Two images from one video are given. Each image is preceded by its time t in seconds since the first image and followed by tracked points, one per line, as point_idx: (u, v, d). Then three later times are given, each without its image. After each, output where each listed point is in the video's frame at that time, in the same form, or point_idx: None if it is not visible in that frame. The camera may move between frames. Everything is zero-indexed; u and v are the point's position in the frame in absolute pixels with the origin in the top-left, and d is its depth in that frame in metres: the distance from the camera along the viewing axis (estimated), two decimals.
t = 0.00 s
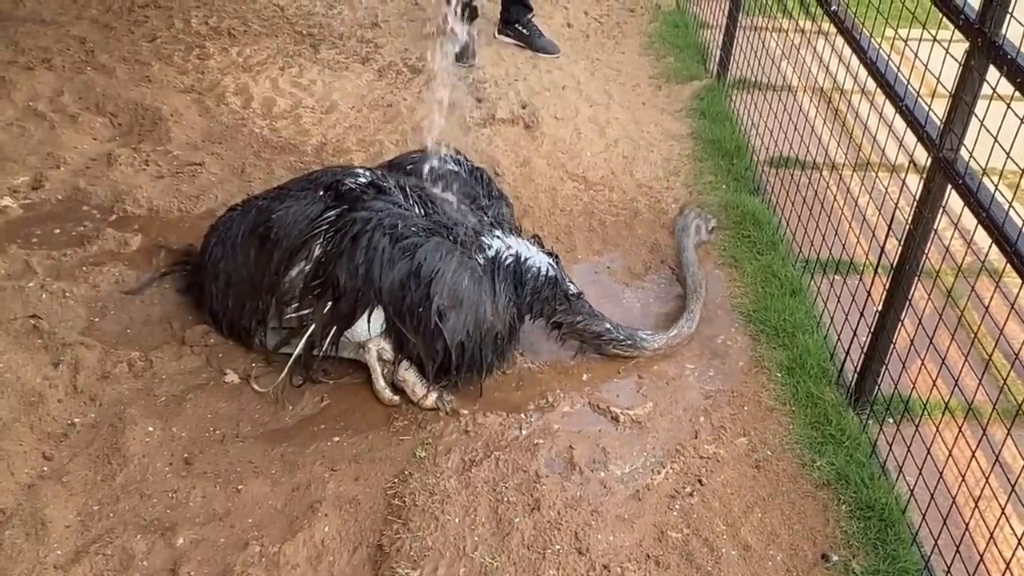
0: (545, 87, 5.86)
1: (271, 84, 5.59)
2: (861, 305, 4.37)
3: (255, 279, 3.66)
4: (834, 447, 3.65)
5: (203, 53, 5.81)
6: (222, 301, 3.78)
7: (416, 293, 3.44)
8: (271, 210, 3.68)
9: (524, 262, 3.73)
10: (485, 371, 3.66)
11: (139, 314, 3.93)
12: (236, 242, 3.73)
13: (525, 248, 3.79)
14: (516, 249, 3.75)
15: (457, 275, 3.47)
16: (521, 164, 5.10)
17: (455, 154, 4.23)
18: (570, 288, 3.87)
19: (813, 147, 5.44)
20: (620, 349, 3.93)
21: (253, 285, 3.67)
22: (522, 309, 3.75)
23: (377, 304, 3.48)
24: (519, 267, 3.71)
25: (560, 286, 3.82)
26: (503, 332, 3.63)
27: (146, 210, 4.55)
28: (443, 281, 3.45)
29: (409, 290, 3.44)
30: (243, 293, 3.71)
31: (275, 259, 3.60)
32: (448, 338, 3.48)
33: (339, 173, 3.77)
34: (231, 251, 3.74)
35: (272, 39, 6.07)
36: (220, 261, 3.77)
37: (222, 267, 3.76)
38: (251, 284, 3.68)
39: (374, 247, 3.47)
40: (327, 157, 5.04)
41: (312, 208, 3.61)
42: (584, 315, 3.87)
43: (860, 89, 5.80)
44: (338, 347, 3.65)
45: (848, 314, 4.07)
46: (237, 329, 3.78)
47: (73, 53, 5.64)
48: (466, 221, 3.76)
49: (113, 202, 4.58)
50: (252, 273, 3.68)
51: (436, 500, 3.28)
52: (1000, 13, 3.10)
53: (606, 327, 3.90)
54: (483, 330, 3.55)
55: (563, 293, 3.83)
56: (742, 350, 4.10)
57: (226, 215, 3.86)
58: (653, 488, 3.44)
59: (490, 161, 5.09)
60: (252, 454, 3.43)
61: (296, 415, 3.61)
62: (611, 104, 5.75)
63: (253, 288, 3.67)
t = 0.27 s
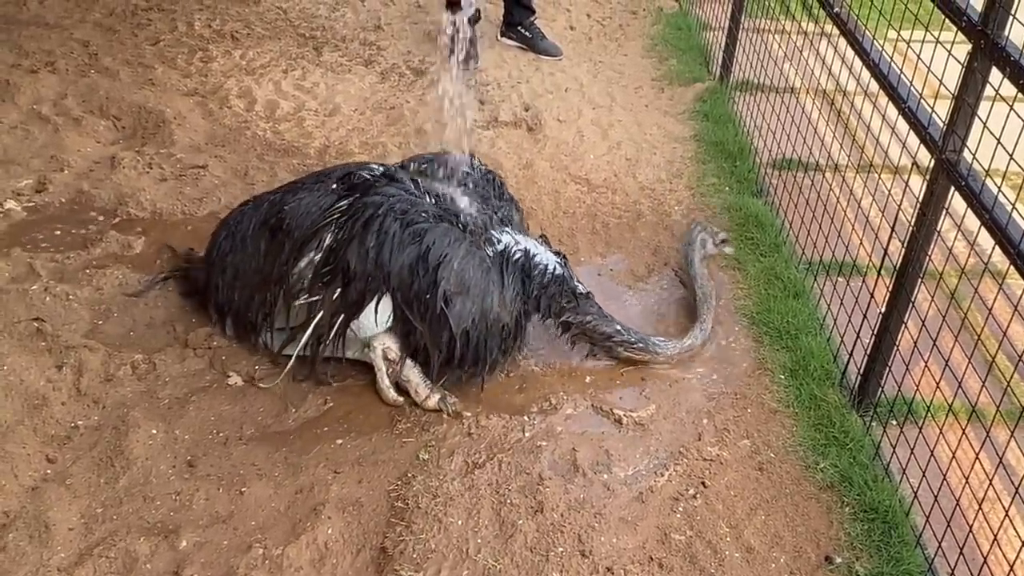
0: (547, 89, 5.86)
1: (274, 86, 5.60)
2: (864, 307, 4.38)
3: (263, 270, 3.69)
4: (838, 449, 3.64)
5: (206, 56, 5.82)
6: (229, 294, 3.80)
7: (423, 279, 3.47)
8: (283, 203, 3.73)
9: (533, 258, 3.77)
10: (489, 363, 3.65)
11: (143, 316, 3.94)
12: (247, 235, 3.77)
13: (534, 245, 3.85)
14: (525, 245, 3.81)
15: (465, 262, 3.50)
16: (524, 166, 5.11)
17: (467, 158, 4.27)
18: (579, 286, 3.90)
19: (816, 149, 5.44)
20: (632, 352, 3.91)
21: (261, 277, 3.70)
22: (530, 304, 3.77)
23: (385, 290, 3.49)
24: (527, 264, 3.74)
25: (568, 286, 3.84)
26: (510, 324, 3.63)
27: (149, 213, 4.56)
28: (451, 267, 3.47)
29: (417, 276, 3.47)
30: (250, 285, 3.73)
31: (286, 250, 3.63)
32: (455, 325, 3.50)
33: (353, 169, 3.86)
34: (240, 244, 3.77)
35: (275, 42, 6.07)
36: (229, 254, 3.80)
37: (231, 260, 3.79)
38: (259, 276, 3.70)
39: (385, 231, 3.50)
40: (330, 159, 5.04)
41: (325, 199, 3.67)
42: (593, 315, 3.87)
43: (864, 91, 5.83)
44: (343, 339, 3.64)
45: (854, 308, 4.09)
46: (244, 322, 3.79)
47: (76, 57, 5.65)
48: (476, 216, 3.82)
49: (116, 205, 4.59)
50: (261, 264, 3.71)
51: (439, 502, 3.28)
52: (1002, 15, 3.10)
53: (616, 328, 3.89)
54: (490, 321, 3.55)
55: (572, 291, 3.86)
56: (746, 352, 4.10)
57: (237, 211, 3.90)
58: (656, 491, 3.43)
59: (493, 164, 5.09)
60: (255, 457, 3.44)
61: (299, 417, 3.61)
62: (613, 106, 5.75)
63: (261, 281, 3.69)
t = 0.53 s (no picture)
0: (549, 92, 5.86)
1: (277, 90, 5.60)
2: (867, 309, 4.38)
3: (275, 254, 3.66)
4: (841, 452, 3.64)
5: (208, 60, 5.83)
6: (237, 281, 3.77)
7: (441, 259, 3.56)
8: (300, 189, 3.73)
9: (544, 255, 3.87)
10: (497, 346, 3.74)
11: (146, 321, 3.94)
12: (261, 221, 3.73)
13: (544, 245, 3.94)
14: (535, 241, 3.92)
15: (482, 241, 3.64)
16: (526, 169, 5.11)
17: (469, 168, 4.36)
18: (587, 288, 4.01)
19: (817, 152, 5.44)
20: (639, 357, 3.91)
21: (273, 261, 3.66)
22: (539, 299, 3.85)
23: (401, 268, 3.54)
24: (539, 259, 3.84)
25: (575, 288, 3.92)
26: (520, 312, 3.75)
27: (152, 217, 4.57)
28: (469, 244, 3.59)
29: (437, 255, 3.56)
30: (261, 271, 3.69)
31: (301, 231, 3.61)
32: (468, 305, 3.60)
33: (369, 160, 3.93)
34: (253, 232, 3.74)
35: (277, 45, 6.08)
36: (241, 241, 3.76)
37: (243, 247, 3.74)
38: (271, 261, 3.67)
39: (406, 209, 3.58)
40: (333, 162, 5.05)
41: (345, 184, 3.68)
42: (599, 318, 3.92)
43: (865, 93, 5.86)
44: (350, 320, 3.60)
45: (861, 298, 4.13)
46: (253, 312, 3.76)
47: (79, 61, 5.66)
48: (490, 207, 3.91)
49: (119, 209, 4.60)
50: (273, 250, 3.67)
51: (443, 506, 3.28)
52: (1005, 16, 3.10)
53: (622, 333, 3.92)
54: (500, 305, 3.67)
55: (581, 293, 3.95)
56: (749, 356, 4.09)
57: (250, 202, 3.85)
58: (659, 494, 3.43)
59: (495, 167, 5.09)
60: (259, 460, 3.44)
61: (302, 421, 3.61)
62: (616, 109, 5.75)
63: (273, 266, 3.66)
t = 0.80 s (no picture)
0: (549, 94, 5.86)
1: (277, 93, 5.61)
2: (868, 311, 4.38)
3: (281, 255, 3.67)
4: (843, 452, 3.64)
5: (209, 63, 5.84)
6: (243, 283, 3.78)
7: (449, 256, 3.56)
8: (306, 189, 3.74)
9: (546, 259, 3.92)
10: (500, 345, 3.73)
11: (147, 324, 3.94)
12: (266, 223, 3.75)
13: (547, 250, 3.96)
14: (538, 245, 3.94)
15: (490, 238, 3.63)
16: (526, 172, 5.11)
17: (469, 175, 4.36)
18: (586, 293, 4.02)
19: (818, 152, 5.44)
20: (637, 360, 3.94)
21: (280, 261, 3.67)
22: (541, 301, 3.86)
23: (410, 265, 3.54)
24: (540, 262, 3.88)
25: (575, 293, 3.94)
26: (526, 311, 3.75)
27: (153, 221, 4.57)
28: (476, 240, 3.59)
29: (445, 252, 3.55)
30: (267, 272, 3.70)
31: (307, 230, 3.62)
32: (474, 302, 3.59)
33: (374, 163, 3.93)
34: (260, 233, 3.75)
35: (277, 48, 6.09)
36: (247, 243, 3.77)
37: (249, 249, 3.75)
38: (277, 260, 3.68)
39: (413, 208, 3.58)
40: (333, 166, 5.05)
41: (351, 184, 3.70)
42: (596, 325, 3.93)
43: (866, 94, 5.87)
44: (356, 318, 3.61)
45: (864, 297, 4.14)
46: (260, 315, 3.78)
47: (80, 65, 5.66)
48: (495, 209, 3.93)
49: (120, 212, 4.60)
50: (279, 250, 3.68)
51: (445, 508, 3.28)
52: (1005, 17, 3.10)
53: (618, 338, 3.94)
54: (506, 302, 3.66)
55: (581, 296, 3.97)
56: (751, 357, 4.09)
57: (256, 204, 3.86)
58: (661, 496, 3.43)
59: (496, 169, 5.10)
60: (261, 464, 3.44)
61: (304, 423, 3.62)
62: (616, 111, 5.76)
63: (279, 266, 3.67)
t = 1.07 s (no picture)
0: (548, 95, 5.87)
1: (276, 95, 5.61)
2: (867, 310, 4.39)
3: (280, 260, 3.66)
4: (843, 452, 3.64)
5: (207, 65, 5.84)
6: (243, 287, 3.78)
7: (446, 262, 3.55)
8: (304, 194, 3.74)
9: (544, 262, 3.84)
10: (497, 349, 3.73)
11: (147, 327, 3.94)
12: (264, 227, 3.75)
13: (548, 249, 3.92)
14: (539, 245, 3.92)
15: (487, 243, 3.63)
16: (525, 173, 5.11)
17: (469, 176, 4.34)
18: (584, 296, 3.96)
19: (817, 152, 5.45)
20: (642, 352, 3.93)
21: (278, 265, 3.67)
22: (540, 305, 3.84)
23: (407, 271, 3.54)
24: (538, 264, 3.81)
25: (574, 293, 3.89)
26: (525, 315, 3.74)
27: (152, 223, 4.57)
28: (473, 245, 3.59)
29: (442, 258, 3.55)
30: (266, 277, 3.71)
31: (304, 235, 3.63)
32: (471, 308, 3.58)
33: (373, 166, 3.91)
34: (258, 237, 3.75)
35: (276, 50, 6.09)
36: (246, 247, 3.77)
37: (248, 254, 3.76)
38: (276, 265, 3.68)
39: (411, 213, 3.58)
40: (332, 167, 5.05)
41: (349, 188, 3.70)
42: (595, 327, 3.89)
43: (865, 94, 5.87)
44: (356, 322, 3.60)
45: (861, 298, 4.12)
46: (260, 320, 3.78)
47: (78, 67, 5.66)
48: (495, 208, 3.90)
49: (119, 215, 4.60)
50: (277, 255, 3.68)
51: (445, 509, 3.28)
52: (1003, 17, 3.10)
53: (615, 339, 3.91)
54: (504, 307, 3.65)
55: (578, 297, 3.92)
56: (750, 357, 4.09)
57: (254, 208, 3.86)
58: (661, 497, 3.43)
59: (495, 170, 5.10)
60: (260, 465, 3.44)
61: (304, 425, 3.61)
62: (615, 111, 5.76)
63: (277, 270, 3.67)
